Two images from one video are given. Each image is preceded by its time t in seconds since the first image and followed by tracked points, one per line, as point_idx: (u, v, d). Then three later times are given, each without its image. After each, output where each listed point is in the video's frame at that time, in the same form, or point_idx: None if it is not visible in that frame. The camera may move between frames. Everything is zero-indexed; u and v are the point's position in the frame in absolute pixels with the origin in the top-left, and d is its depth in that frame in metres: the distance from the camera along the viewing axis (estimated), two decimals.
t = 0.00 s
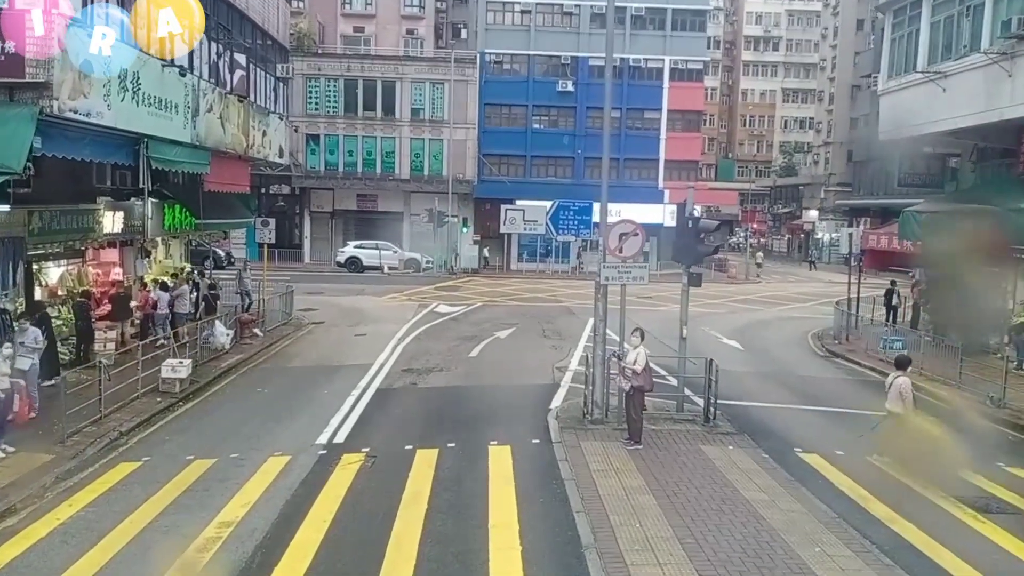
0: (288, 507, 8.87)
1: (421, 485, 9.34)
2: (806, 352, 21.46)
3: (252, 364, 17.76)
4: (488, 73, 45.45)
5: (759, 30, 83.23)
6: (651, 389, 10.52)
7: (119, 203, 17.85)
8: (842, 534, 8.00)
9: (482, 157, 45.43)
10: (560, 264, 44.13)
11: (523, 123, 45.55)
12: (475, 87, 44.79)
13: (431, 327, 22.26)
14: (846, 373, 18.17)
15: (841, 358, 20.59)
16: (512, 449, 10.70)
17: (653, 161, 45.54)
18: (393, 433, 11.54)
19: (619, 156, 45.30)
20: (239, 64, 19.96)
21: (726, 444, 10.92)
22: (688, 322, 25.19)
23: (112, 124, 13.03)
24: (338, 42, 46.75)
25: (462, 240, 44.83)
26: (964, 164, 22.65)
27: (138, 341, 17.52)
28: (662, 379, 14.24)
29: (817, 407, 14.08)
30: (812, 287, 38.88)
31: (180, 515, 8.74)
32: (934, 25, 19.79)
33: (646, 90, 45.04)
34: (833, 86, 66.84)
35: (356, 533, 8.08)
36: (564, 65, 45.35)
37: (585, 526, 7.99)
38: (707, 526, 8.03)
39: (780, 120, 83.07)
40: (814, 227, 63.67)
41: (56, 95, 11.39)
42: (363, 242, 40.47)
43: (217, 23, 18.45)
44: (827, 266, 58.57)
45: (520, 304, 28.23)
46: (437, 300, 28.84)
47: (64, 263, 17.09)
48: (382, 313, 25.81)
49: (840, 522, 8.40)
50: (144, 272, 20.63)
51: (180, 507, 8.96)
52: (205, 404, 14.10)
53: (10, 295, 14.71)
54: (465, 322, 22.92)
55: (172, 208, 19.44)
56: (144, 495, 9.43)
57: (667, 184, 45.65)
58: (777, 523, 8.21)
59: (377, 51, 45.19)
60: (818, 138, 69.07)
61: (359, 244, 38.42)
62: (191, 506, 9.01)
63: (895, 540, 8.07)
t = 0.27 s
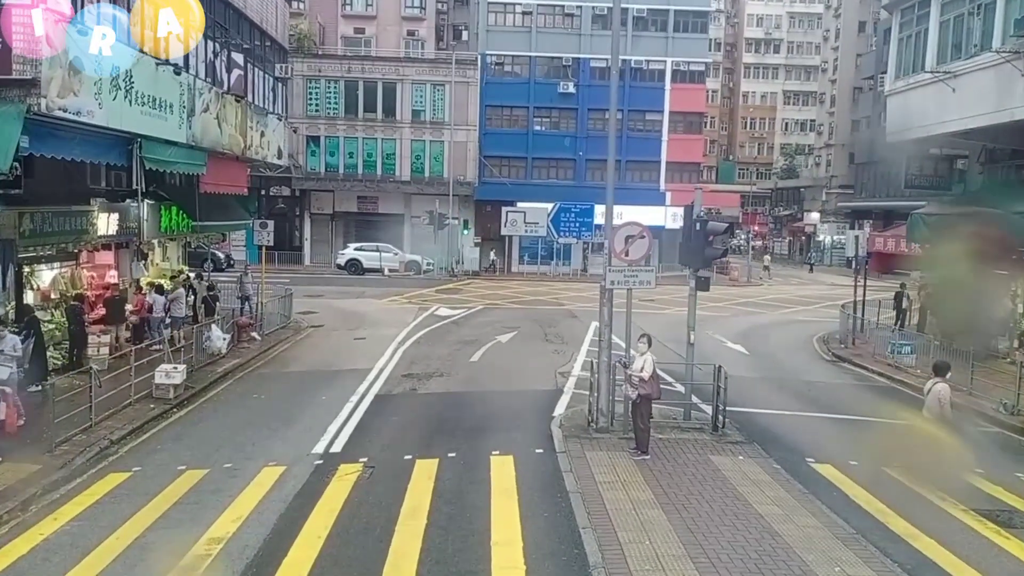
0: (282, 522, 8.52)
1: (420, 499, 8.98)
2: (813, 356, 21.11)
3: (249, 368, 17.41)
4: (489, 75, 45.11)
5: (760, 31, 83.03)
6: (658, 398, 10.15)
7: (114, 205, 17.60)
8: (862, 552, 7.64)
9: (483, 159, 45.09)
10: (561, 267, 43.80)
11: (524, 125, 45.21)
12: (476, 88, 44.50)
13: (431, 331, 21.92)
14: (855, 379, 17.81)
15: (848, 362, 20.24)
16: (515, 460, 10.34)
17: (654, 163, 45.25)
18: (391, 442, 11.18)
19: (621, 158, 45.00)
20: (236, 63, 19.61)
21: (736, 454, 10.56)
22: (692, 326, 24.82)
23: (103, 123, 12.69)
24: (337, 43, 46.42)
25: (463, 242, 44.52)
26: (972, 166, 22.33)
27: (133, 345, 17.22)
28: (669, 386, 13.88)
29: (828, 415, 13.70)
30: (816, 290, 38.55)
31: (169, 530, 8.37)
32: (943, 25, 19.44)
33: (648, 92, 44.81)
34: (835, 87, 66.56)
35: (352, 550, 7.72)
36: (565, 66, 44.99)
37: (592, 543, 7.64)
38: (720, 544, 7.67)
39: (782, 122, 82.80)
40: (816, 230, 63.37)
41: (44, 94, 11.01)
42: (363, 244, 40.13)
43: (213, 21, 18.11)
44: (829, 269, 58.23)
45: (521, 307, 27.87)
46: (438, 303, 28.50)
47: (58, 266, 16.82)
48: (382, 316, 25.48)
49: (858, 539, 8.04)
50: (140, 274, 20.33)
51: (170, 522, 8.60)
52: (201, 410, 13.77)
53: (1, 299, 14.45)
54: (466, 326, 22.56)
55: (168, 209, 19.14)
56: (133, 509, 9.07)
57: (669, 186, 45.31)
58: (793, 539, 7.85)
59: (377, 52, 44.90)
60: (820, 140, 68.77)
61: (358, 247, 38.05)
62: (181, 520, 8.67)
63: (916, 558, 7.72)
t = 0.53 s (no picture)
0: (274, 538, 8.12)
1: (419, 513, 8.58)
2: (821, 360, 20.69)
3: (245, 373, 17.02)
4: (490, 75, 44.74)
5: (763, 32, 82.76)
6: (667, 407, 9.76)
7: (108, 206, 17.22)
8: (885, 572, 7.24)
9: (484, 160, 44.70)
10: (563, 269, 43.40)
11: (525, 126, 44.82)
12: (477, 89, 44.18)
13: (432, 334, 21.52)
14: (865, 384, 17.39)
15: (857, 367, 19.82)
16: (518, 471, 9.94)
17: (657, 164, 44.90)
18: (390, 452, 10.78)
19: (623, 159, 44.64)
20: (232, 61, 19.23)
21: (748, 465, 10.15)
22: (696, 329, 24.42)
23: (93, 122, 12.31)
24: (337, 43, 46.06)
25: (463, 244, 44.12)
26: (982, 167, 21.94)
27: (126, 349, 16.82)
28: (676, 393, 13.48)
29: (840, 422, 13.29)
30: (820, 292, 38.13)
31: (156, 546, 7.98)
32: (954, 22, 19.06)
33: (650, 93, 44.51)
34: (838, 88, 66.20)
35: (348, 569, 7.32)
36: (567, 66, 44.63)
37: (600, 562, 7.25)
38: (736, 563, 7.28)
39: (784, 123, 82.46)
40: (819, 231, 62.96)
41: (30, 90, 10.62)
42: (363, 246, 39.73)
43: (209, 18, 17.74)
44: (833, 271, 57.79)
45: (522, 310, 27.47)
46: (438, 305, 28.12)
47: (49, 268, 16.42)
48: (382, 319, 25.09)
49: (881, 557, 7.64)
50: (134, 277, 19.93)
51: (157, 537, 8.21)
52: (194, 417, 13.38)
53: None
54: (467, 329, 22.19)
55: (164, 211, 18.76)
56: (119, 523, 8.68)
57: (672, 187, 44.91)
58: (812, 557, 7.46)
59: (378, 53, 44.57)
60: (823, 141, 68.36)
61: (358, 248, 37.64)
62: (169, 535, 8.28)
63: None
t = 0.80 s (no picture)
0: (254, 559, 7.57)
1: (410, 531, 8.05)
2: (824, 361, 20.20)
3: (232, 377, 16.45)
4: (486, 71, 44.14)
5: (759, 28, 82.41)
6: (674, 415, 9.22)
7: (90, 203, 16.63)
8: None
9: (479, 157, 44.13)
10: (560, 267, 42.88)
11: (521, 122, 44.23)
12: (472, 84, 43.63)
13: (426, 335, 20.95)
14: (872, 387, 16.90)
15: (863, 368, 19.32)
16: (516, 483, 9.40)
17: (654, 161, 44.39)
18: (380, 462, 10.24)
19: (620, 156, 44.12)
20: (219, 54, 18.62)
21: (759, 476, 9.63)
22: (696, 330, 23.88)
23: (69, 115, 11.73)
24: (330, 38, 45.43)
25: (459, 243, 43.57)
26: (988, 163, 21.46)
27: (109, 352, 16.22)
28: (681, 398, 12.95)
29: (850, 428, 12.77)
30: (820, 291, 37.65)
31: (128, 568, 7.44)
32: (962, 14, 18.56)
33: (647, 89, 44.04)
34: (836, 85, 65.78)
35: None
36: (563, 62, 44.05)
37: None
38: None
39: (780, 120, 82.09)
40: (816, 229, 62.55)
41: None
42: (356, 244, 39.12)
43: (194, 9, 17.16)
44: (830, 269, 57.37)
45: (518, 309, 26.92)
46: (433, 305, 27.53)
47: (28, 268, 15.79)
48: (375, 319, 24.51)
49: None
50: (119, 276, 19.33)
51: (129, 558, 7.66)
52: (176, 424, 12.80)
53: None
54: (462, 330, 21.63)
55: (149, 209, 18.17)
56: (89, 542, 8.12)
57: (670, 184, 44.37)
58: None
59: (371, 48, 43.95)
60: (820, 138, 67.93)
61: (352, 247, 37.09)
62: (143, 555, 7.73)
63: None
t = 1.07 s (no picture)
0: None
1: (410, 557, 7.48)
2: (837, 368, 19.62)
3: (226, 385, 15.88)
4: (487, 72, 43.67)
5: (762, 31, 82.03)
6: (690, 430, 8.64)
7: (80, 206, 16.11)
8: None
9: (480, 159, 43.61)
10: (563, 271, 42.33)
11: (523, 124, 43.72)
12: (473, 86, 43.12)
13: (427, 341, 20.39)
14: (888, 396, 16.32)
15: (877, 375, 18.74)
16: (522, 503, 8.83)
17: (657, 164, 43.87)
18: (378, 479, 9.67)
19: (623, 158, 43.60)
20: (213, 52, 18.09)
21: (781, 495, 9.05)
22: (704, 335, 23.30)
23: (52, 113, 11.19)
24: (330, 39, 44.94)
25: (460, 246, 43.05)
26: (1003, 164, 20.89)
27: (98, 360, 15.64)
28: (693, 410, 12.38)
29: (871, 441, 12.19)
30: (827, 295, 37.07)
31: None
32: (978, 11, 18.01)
33: (651, 90, 43.55)
34: (840, 87, 65.27)
35: None
36: (565, 63, 43.53)
37: None
38: None
39: (783, 122, 81.63)
40: (821, 232, 61.98)
41: None
42: (356, 247, 38.58)
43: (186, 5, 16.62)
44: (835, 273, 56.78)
45: (521, 314, 26.34)
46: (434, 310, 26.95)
47: (14, 273, 15.21)
48: (374, 325, 23.93)
49: None
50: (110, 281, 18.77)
51: None
52: (166, 437, 12.21)
53: None
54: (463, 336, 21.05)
55: (141, 211, 17.64)
56: (65, 567, 7.56)
57: (674, 187, 43.83)
58: None
59: (371, 49, 43.46)
60: (824, 141, 67.38)
61: (352, 250, 36.58)
62: None
63: None
